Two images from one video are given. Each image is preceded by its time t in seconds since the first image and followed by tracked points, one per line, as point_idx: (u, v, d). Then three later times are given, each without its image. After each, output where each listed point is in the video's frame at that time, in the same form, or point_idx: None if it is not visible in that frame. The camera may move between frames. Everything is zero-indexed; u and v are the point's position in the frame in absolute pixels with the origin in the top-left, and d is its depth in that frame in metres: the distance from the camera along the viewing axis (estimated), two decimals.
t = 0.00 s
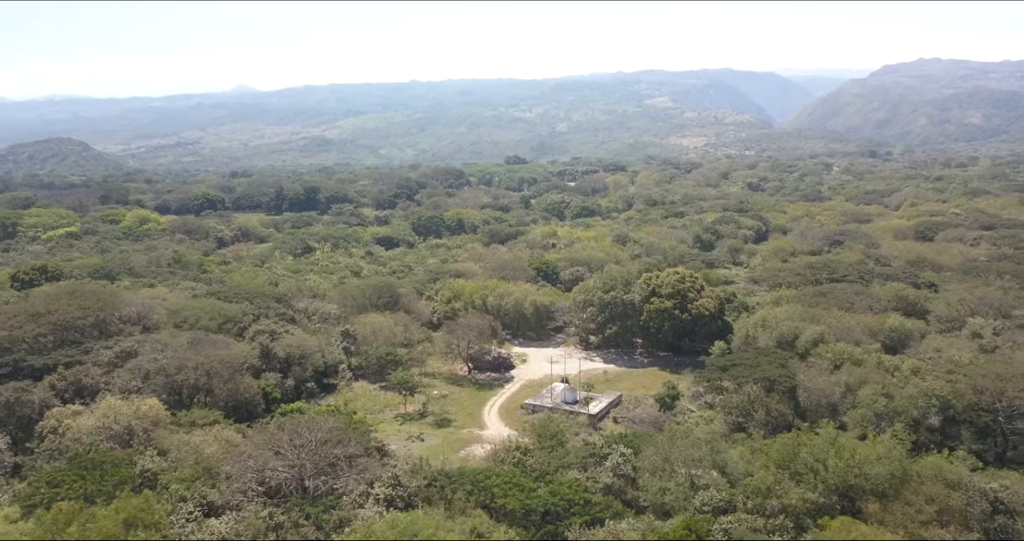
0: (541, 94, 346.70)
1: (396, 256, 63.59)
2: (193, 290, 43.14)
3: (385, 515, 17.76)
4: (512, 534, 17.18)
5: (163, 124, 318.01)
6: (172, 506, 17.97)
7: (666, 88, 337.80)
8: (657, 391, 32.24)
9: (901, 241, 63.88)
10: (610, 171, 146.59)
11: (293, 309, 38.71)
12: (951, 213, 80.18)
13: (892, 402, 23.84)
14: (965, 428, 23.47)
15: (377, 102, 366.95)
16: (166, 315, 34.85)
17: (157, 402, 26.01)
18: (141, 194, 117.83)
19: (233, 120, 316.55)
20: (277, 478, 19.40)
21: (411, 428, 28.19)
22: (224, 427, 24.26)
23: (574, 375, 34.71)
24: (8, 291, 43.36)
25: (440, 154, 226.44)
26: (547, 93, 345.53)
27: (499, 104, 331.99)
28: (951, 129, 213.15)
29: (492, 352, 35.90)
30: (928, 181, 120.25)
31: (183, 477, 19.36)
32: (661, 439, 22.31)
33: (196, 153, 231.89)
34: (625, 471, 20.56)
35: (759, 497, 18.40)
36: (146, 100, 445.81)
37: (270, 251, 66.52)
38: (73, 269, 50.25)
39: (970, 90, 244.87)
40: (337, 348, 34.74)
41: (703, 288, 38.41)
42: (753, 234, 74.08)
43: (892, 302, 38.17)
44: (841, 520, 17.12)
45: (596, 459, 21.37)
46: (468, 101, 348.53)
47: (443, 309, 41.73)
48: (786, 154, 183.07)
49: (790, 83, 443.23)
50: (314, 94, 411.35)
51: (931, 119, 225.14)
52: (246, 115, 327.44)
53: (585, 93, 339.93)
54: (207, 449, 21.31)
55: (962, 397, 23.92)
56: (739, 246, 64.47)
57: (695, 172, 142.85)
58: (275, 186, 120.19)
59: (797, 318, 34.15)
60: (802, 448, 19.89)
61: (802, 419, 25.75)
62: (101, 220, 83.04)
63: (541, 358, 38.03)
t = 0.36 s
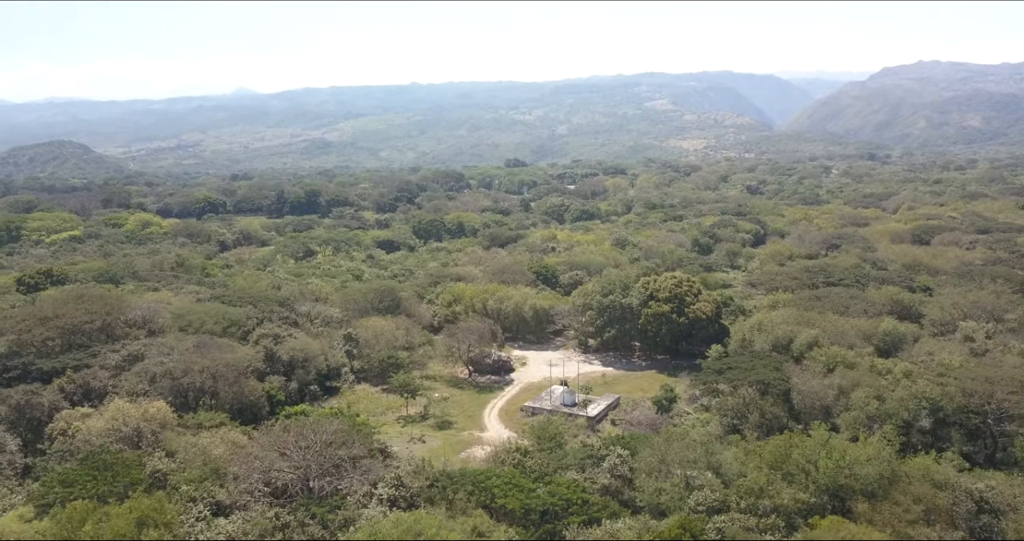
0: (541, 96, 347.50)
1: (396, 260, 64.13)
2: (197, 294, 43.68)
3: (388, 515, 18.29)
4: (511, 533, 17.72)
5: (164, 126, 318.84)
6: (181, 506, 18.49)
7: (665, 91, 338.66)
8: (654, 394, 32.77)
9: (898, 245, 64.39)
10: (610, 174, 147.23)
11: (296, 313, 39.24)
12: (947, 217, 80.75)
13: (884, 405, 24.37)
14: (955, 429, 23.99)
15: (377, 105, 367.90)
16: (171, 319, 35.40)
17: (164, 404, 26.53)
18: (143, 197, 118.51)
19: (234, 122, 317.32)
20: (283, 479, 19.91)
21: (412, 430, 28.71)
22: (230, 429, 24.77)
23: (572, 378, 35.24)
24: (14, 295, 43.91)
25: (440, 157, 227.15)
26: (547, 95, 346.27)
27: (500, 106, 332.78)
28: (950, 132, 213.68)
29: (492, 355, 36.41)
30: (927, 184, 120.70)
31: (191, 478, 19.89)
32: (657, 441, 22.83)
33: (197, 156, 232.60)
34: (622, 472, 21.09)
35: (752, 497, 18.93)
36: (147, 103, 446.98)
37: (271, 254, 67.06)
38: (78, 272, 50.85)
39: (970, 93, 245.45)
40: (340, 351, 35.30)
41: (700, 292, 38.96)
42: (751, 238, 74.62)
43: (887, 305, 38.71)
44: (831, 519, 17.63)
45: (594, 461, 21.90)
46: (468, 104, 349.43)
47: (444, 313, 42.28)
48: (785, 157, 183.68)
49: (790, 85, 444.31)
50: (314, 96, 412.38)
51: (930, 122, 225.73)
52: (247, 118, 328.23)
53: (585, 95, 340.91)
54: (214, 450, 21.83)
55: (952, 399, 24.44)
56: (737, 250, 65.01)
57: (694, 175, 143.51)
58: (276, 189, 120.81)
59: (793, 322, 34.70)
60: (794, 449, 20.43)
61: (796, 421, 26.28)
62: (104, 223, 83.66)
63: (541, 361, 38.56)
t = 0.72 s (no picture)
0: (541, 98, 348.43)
1: (397, 263, 64.69)
2: (202, 297, 44.23)
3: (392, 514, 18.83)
4: (511, 531, 18.24)
5: (164, 128, 319.62)
6: (190, 505, 19.01)
7: (665, 93, 339.59)
8: (652, 396, 33.31)
9: (894, 248, 64.95)
10: (609, 176, 147.89)
11: (299, 316, 39.77)
12: (945, 220, 81.31)
13: (875, 407, 24.91)
14: (946, 431, 24.49)
15: (377, 107, 368.82)
16: (176, 322, 35.95)
17: (170, 406, 27.06)
18: (144, 199, 119.09)
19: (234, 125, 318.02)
20: (288, 479, 20.44)
21: (414, 432, 29.25)
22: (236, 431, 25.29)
23: (571, 381, 35.75)
24: (21, 299, 44.49)
25: (440, 159, 227.82)
26: (547, 97, 347.01)
27: (500, 108, 333.64)
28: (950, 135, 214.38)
29: (493, 358, 36.94)
30: (925, 187, 121.25)
31: (200, 478, 20.43)
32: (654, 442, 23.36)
33: (197, 158, 233.21)
34: (620, 472, 21.61)
35: (745, 496, 19.47)
36: (148, 105, 448.21)
37: (273, 257, 67.59)
38: (83, 275, 51.39)
39: (969, 95, 246.11)
40: (343, 353, 35.86)
41: (697, 295, 39.52)
42: (749, 241, 75.18)
43: (882, 308, 39.26)
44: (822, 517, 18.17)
45: (592, 462, 22.44)
46: (468, 106, 350.30)
47: (444, 315, 42.83)
48: (785, 159, 184.34)
49: (790, 87, 445.35)
50: (314, 98, 413.21)
51: (930, 124, 226.51)
52: (247, 120, 328.96)
53: (585, 97, 341.81)
54: (221, 451, 22.37)
55: (942, 401, 24.96)
56: (735, 253, 65.52)
57: (693, 178, 144.04)
58: (277, 191, 121.40)
59: (788, 325, 35.25)
60: (787, 450, 20.96)
61: (791, 423, 26.81)
62: (107, 226, 84.21)
63: (541, 364, 39.09)
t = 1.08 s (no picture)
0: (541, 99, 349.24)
1: (398, 265, 65.26)
2: (206, 299, 44.73)
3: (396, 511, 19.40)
4: (512, 528, 18.78)
5: (164, 129, 320.47)
6: (200, 502, 19.56)
7: (665, 94, 340.26)
8: (650, 398, 33.84)
9: (891, 251, 65.49)
10: (609, 178, 148.53)
11: (302, 318, 40.33)
12: (942, 222, 81.86)
13: (868, 408, 25.48)
14: (937, 431, 25.01)
15: (378, 108, 369.72)
16: (181, 324, 36.51)
17: (178, 407, 27.60)
18: (146, 201, 119.58)
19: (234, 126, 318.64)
20: (294, 479, 21.02)
21: (416, 432, 29.78)
22: (242, 431, 25.87)
23: (571, 382, 36.28)
24: (27, 301, 45.03)
25: (440, 160, 228.44)
26: (547, 99, 347.65)
27: (500, 109, 334.26)
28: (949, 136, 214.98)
29: (493, 360, 37.52)
30: (924, 189, 121.83)
31: (209, 477, 20.98)
32: (651, 442, 23.91)
33: (198, 159, 233.78)
34: (618, 471, 22.15)
35: (739, 495, 20.03)
36: (149, 106, 449.13)
37: (275, 259, 68.14)
38: (87, 278, 51.92)
39: (969, 97, 246.65)
40: (346, 355, 36.45)
41: (695, 298, 40.06)
42: (748, 243, 75.73)
43: (877, 311, 39.81)
44: (813, 515, 18.72)
45: (590, 461, 22.99)
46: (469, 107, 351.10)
47: (445, 318, 43.42)
48: (784, 161, 185.00)
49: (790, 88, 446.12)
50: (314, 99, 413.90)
51: (929, 126, 227.15)
52: (247, 121, 329.71)
53: (585, 98, 342.59)
54: (229, 450, 22.92)
55: (933, 402, 25.50)
56: (734, 255, 66.08)
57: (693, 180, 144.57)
58: (278, 193, 121.91)
59: (785, 327, 35.79)
60: (781, 450, 21.54)
61: (785, 422, 27.38)
62: (110, 228, 84.75)
63: (541, 366, 39.61)
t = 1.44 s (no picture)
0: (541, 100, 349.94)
1: (399, 267, 65.80)
2: (210, 301, 45.27)
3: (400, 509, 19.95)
4: (512, 526, 19.30)
5: (165, 130, 321.16)
6: (209, 500, 20.09)
7: (665, 94, 340.82)
8: (648, 398, 34.36)
9: (888, 252, 66.00)
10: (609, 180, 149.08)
11: (304, 320, 40.86)
12: (939, 224, 82.37)
13: (861, 409, 26.00)
14: (929, 431, 25.56)
15: (378, 109, 370.51)
16: (186, 326, 37.04)
17: (184, 408, 28.14)
18: (147, 202, 120.19)
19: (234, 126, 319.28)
20: (299, 478, 21.55)
21: (418, 432, 30.30)
22: (248, 431, 26.39)
23: (570, 383, 36.80)
24: (33, 303, 45.57)
25: (441, 161, 229.13)
26: (547, 99, 348.27)
27: (500, 110, 334.86)
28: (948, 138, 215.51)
29: (494, 361, 38.09)
30: (922, 191, 122.35)
31: (217, 476, 21.52)
32: (648, 442, 24.45)
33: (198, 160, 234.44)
34: (615, 470, 22.71)
35: (734, 493, 20.57)
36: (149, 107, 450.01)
37: (277, 261, 68.69)
38: (91, 280, 52.47)
39: (968, 98, 247.09)
40: (348, 356, 36.99)
41: (693, 300, 40.54)
42: (746, 245, 76.22)
43: (872, 313, 40.34)
44: (805, 512, 19.25)
45: (589, 461, 23.53)
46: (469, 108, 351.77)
47: (446, 319, 43.94)
48: (783, 162, 185.52)
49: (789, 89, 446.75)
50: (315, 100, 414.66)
51: (928, 127, 227.70)
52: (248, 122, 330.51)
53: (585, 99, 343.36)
54: (235, 450, 23.45)
55: (924, 402, 26.05)
56: (732, 256, 66.60)
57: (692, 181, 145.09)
58: (278, 195, 122.47)
59: (781, 329, 36.33)
60: (775, 449, 22.07)
61: (780, 422, 27.93)
62: (113, 230, 85.33)
63: (540, 367, 40.12)
